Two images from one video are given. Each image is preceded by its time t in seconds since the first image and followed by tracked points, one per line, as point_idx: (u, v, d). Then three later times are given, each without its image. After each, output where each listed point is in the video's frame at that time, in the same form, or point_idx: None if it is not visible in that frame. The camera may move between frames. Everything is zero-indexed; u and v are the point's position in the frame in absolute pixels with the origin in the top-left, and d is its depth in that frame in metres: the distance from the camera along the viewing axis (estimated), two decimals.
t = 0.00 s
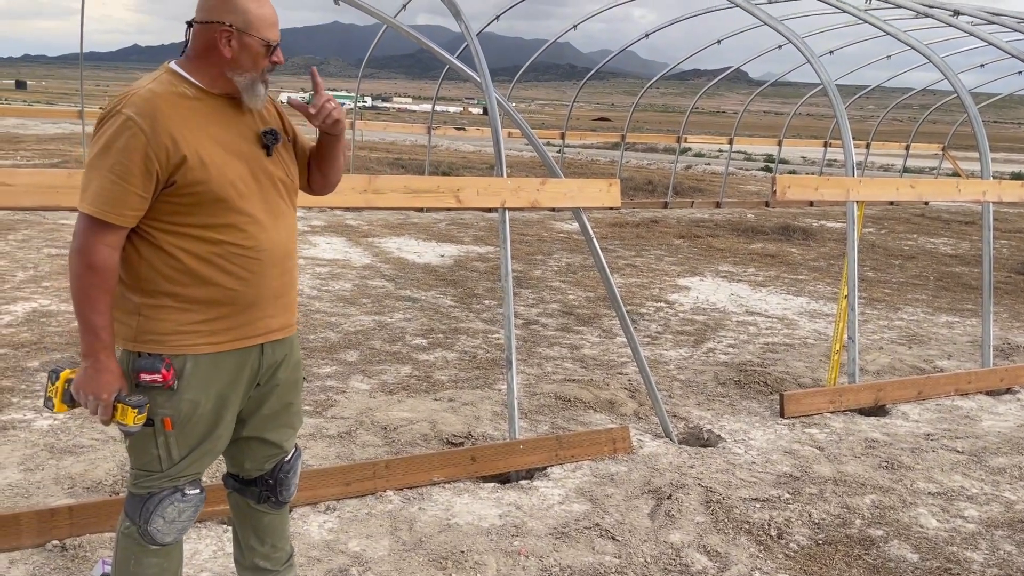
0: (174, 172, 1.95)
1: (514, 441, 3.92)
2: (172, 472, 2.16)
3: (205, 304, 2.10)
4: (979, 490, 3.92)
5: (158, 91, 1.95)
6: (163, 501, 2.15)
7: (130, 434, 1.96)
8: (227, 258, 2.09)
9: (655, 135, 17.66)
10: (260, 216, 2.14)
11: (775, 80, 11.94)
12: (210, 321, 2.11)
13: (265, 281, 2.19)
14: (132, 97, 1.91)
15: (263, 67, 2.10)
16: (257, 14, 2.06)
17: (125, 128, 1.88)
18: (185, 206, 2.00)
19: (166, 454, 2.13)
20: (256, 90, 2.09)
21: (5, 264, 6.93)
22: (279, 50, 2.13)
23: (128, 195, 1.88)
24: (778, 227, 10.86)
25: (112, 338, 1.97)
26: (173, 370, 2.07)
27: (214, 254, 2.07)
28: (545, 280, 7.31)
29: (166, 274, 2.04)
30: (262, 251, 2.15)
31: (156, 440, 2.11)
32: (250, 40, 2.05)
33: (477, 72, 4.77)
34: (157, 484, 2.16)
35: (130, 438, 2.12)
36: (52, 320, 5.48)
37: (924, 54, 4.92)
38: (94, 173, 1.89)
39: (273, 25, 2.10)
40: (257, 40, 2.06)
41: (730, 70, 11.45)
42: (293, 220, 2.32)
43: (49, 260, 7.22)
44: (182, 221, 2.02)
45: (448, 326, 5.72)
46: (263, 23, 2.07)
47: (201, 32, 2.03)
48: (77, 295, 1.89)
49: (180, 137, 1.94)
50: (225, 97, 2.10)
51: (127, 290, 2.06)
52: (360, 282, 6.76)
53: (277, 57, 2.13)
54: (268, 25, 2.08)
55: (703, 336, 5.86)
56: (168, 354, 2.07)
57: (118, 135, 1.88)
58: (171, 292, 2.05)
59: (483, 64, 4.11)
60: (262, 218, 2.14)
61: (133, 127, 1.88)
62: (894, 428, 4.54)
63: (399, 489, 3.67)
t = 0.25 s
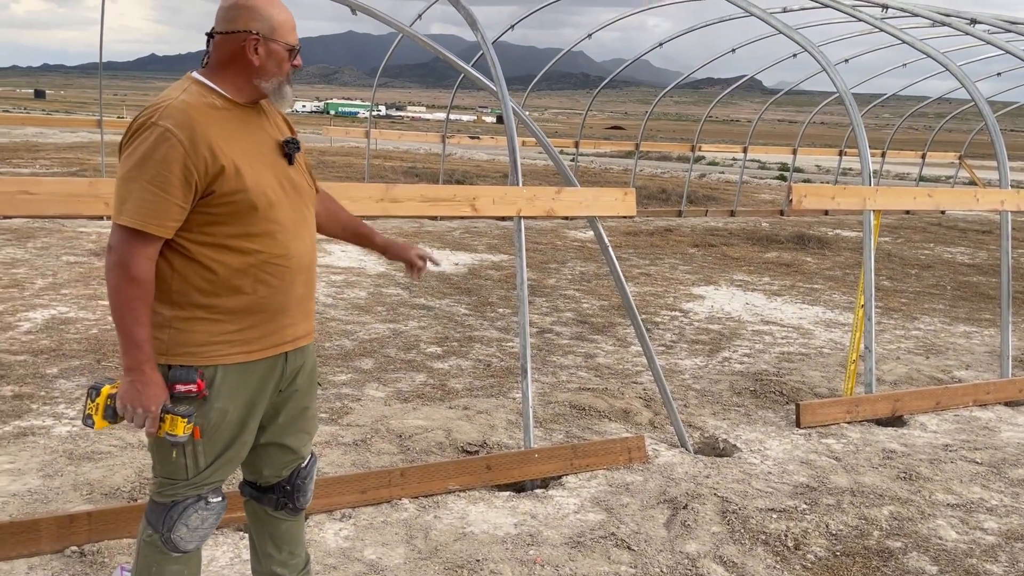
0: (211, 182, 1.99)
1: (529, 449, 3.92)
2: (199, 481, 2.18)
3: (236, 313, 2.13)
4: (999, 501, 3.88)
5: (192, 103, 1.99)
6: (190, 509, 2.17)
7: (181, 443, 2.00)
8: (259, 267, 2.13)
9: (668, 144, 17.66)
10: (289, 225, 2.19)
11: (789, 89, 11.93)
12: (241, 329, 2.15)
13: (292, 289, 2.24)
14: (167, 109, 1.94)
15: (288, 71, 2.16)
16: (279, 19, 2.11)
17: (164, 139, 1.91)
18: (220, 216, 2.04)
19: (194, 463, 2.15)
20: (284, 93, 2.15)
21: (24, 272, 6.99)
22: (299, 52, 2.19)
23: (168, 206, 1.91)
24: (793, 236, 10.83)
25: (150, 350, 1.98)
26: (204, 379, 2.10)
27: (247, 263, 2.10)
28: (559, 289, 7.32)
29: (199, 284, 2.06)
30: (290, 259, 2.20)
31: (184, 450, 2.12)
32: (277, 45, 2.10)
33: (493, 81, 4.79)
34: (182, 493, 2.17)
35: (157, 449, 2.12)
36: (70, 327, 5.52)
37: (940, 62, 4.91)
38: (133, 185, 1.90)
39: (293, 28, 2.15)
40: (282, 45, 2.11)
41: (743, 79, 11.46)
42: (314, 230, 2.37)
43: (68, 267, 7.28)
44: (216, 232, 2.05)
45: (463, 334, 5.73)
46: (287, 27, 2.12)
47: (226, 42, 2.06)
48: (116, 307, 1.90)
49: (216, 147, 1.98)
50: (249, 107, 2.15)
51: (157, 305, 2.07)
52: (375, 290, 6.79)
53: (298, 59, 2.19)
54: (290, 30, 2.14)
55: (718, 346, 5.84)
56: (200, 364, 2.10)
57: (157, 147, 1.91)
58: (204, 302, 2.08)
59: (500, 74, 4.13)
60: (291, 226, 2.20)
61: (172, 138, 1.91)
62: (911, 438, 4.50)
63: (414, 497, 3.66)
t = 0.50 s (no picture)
0: (233, 186, 2.00)
1: (541, 456, 3.90)
2: (214, 485, 2.19)
3: (255, 318, 2.14)
4: (1016, 511, 3.84)
5: (214, 107, 2.00)
6: (204, 513, 2.17)
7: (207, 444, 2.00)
8: (278, 272, 2.14)
9: (680, 150, 17.65)
10: (307, 230, 2.20)
11: (801, 96, 11.91)
12: (259, 334, 2.16)
13: (309, 294, 2.25)
14: (190, 113, 1.95)
15: (304, 70, 2.18)
16: (291, 18, 2.13)
17: (187, 143, 1.92)
18: (241, 220, 2.05)
19: (210, 466, 2.16)
20: (300, 92, 2.17)
21: (40, 277, 7.05)
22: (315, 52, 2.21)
23: (191, 209, 1.92)
24: (806, 242, 10.78)
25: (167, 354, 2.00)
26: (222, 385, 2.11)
27: (267, 268, 2.11)
28: (570, 295, 7.31)
29: (219, 289, 2.07)
30: (308, 264, 2.22)
31: (200, 454, 2.13)
32: (291, 43, 2.12)
33: (506, 88, 4.80)
34: (196, 497, 2.17)
35: (173, 452, 2.13)
36: (84, 332, 5.55)
37: (955, 68, 4.88)
38: (155, 189, 1.91)
39: (307, 27, 2.18)
40: (296, 43, 2.13)
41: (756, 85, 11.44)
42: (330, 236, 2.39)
43: (82, 272, 7.33)
44: (237, 235, 2.05)
45: (474, 341, 5.73)
46: (299, 26, 2.15)
47: (240, 44, 2.09)
48: (139, 310, 1.91)
49: (239, 152, 2.00)
50: (268, 112, 2.17)
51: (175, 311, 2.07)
52: (387, 296, 6.80)
53: (314, 59, 2.21)
54: (303, 29, 2.16)
55: (731, 353, 5.81)
56: (218, 369, 2.11)
57: (181, 151, 1.91)
58: (223, 306, 2.09)
59: (512, 80, 4.14)
60: (309, 231, 2.21)
61: (195, 142, 1.92)
62: (926, 447, 4.46)
63: (426, 504, 3.66)
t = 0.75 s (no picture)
0: (260, 191, 2.01)
1: (554, 463, 3.88)
2: (230, 490, 2.19)
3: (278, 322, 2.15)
4: None
5: (240, 113, 2.01)
6: (219, 518, 2.18)
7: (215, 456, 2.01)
8: (301, 276, 2.16)
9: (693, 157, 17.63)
10: (328, 235, 2.23)
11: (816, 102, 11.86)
12: (281, 339, 2.17)
13: (329, 299, 2.27)
14: (218, 118, 1.96)
15: (324, 74, 2.19)
16: (312, 22, 2.14)
17: (217, 148, 1.92)
18: (266, 225, 2.06)
19: (225, 472, 2.16)
20: (321, 97, 2.19)
21: (56, 283, 7.11)
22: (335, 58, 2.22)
23: (220, 214, 1.92)
24: (821, 249, 10.73)
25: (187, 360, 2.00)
26: (240, 393, 2.12)
27: (290, 272, 2.13)
28: (584, 302, 7.29)
29: (243, 294, 2.07)
30: (329, 269, 2.24)
31: (216, 459, 2.14)
32: (313, 49, 2.13)
33: (520, 95, 4.80)
34: (212, 502, 2.18)
35: (189, 457, 2.14)
36: (100, 337, 5.59)
37: (972, 74, 4.85)
38: (184, 193, 1.91)
39: (327, 34, 2.19)
40: (317, 49, 2.14)
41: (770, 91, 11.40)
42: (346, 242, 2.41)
43: (98, 278, 7.38)
44: (262, 240, 2.06)
45: (488, 347, 5.72)
46: (320, 32, 2.16)
47: (262, 49, 2.10)
48: (167, 315, 1.91)
49: (266, 157, 2.01)
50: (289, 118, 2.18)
51: (198, 317, 2.07)
52: (400, 302, 6.80)
53: (334, 65, 2.22)
54: (324, 34, 2.17)
55: (745, 360, 5.78)
56: (238, 375, 2.11)
57: (210, 156, 1.92)
58: (247, 311, 2.09)
59: (527, 87, 4.14)
60: (329, 237, 2.24)
61: (225, 147, 1.93)
62: (944, 456, 4.41)
63: (439, 511, 3.65)
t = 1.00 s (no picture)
0: (268, 195, 2.02)
1: (566, 470, 3.87)
2: (241, 495, 2.19)
3: (287, 327, 2.16)
4: None
5: (248, 117, 2.02)
6: (231, 523, 2.17)
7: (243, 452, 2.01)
8: (310, 280, 2.17)
9: (705, 163, 17.60)
10: (338, 239, 2.23)
11: (829, 108, 11.83)
12: (291, 343, 2.17)
13: (340, 303, 2.28)
14: (226, 122, 1.97)
15: (330, 71, 2.20)
16: (313, 21, 2.14)
17: (224, 152, 1.93)
18: (274, 229, 2.07)
19: (236, 477, 2.16)
20: (330, 95, 2.20)
21: (71, 287, 7.16)
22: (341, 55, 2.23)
23: (228, 218, 1.93)
24: (834, 255, 10.68)
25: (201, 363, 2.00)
26: (251, 397, 2.12)
27: (298, 276, 2.14)
28: (595, 308, 7.28)
29: (252, 298, 2.09)
30: (339, 273, 2.25)
31: (227, 464, 2.14)
32: (318, 47, 2.14)
33: (532, 101, 4.81)
34: (223, 507, 2.17)
35: (200, 463, 2.14)
36: (114, 342, 5.62)
37: (987, 78, 4.82)
38: (192, 198, 1.92)
39: (331, 32, 2.19)
40: (322, 47, 2.15)
41: (783, 97, 11.38)
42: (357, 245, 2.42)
43: (113, 283, 7.43)
44: (271, 244, 2.07)
45: (499, 353, 5.71)
46: (324, 30, 2.16)
47: (267, 52, 2.11)
48: (176, 319, 1.91)
49: (273, 161, 2.02)
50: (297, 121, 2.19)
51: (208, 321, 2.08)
52: (412, 307, 6.81)
53: (341, 62, 2.23)
54: (326, 32, 2.18)
55: (758, 367, 5.74)
56: (248, 379, 2.12)
57: (218, 160, 1.93)
58: (256, 315, 2.11)
59: (540, 92, 4.13)
60: (339, 241, 2.24)
61: (231, 151, 1.93)
62: (960, 464, 4.37)
63: (451, 517, 3.64)
